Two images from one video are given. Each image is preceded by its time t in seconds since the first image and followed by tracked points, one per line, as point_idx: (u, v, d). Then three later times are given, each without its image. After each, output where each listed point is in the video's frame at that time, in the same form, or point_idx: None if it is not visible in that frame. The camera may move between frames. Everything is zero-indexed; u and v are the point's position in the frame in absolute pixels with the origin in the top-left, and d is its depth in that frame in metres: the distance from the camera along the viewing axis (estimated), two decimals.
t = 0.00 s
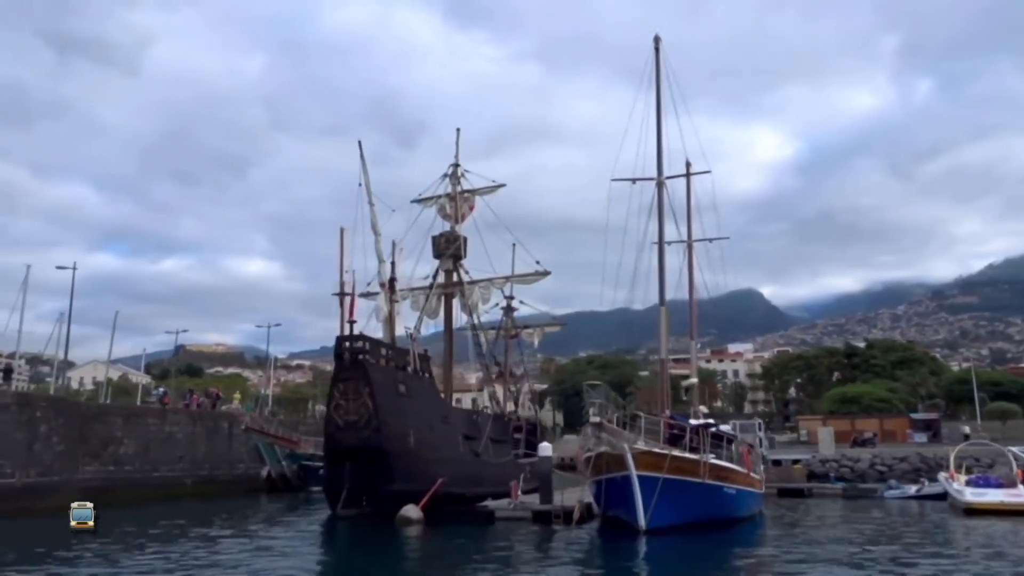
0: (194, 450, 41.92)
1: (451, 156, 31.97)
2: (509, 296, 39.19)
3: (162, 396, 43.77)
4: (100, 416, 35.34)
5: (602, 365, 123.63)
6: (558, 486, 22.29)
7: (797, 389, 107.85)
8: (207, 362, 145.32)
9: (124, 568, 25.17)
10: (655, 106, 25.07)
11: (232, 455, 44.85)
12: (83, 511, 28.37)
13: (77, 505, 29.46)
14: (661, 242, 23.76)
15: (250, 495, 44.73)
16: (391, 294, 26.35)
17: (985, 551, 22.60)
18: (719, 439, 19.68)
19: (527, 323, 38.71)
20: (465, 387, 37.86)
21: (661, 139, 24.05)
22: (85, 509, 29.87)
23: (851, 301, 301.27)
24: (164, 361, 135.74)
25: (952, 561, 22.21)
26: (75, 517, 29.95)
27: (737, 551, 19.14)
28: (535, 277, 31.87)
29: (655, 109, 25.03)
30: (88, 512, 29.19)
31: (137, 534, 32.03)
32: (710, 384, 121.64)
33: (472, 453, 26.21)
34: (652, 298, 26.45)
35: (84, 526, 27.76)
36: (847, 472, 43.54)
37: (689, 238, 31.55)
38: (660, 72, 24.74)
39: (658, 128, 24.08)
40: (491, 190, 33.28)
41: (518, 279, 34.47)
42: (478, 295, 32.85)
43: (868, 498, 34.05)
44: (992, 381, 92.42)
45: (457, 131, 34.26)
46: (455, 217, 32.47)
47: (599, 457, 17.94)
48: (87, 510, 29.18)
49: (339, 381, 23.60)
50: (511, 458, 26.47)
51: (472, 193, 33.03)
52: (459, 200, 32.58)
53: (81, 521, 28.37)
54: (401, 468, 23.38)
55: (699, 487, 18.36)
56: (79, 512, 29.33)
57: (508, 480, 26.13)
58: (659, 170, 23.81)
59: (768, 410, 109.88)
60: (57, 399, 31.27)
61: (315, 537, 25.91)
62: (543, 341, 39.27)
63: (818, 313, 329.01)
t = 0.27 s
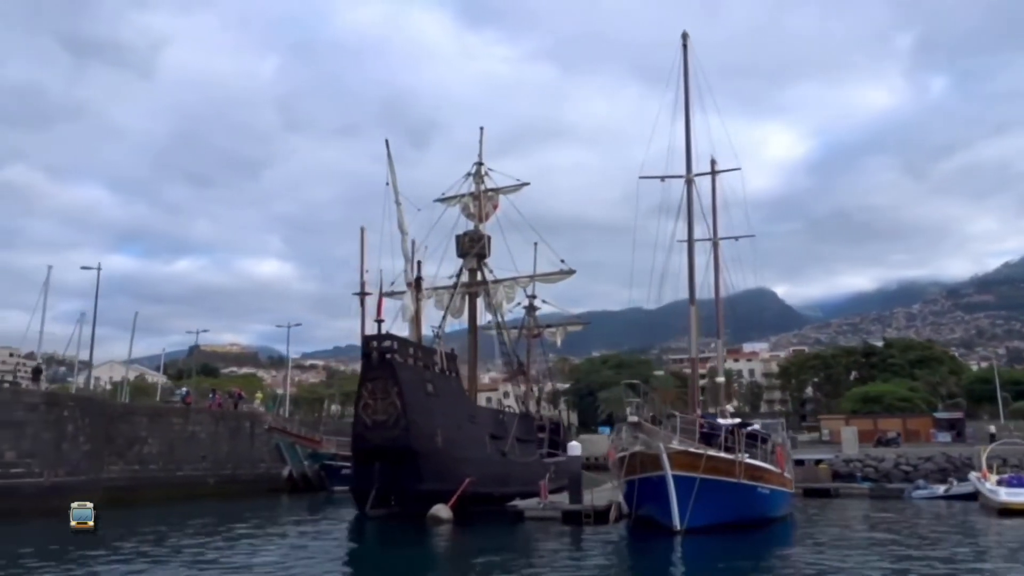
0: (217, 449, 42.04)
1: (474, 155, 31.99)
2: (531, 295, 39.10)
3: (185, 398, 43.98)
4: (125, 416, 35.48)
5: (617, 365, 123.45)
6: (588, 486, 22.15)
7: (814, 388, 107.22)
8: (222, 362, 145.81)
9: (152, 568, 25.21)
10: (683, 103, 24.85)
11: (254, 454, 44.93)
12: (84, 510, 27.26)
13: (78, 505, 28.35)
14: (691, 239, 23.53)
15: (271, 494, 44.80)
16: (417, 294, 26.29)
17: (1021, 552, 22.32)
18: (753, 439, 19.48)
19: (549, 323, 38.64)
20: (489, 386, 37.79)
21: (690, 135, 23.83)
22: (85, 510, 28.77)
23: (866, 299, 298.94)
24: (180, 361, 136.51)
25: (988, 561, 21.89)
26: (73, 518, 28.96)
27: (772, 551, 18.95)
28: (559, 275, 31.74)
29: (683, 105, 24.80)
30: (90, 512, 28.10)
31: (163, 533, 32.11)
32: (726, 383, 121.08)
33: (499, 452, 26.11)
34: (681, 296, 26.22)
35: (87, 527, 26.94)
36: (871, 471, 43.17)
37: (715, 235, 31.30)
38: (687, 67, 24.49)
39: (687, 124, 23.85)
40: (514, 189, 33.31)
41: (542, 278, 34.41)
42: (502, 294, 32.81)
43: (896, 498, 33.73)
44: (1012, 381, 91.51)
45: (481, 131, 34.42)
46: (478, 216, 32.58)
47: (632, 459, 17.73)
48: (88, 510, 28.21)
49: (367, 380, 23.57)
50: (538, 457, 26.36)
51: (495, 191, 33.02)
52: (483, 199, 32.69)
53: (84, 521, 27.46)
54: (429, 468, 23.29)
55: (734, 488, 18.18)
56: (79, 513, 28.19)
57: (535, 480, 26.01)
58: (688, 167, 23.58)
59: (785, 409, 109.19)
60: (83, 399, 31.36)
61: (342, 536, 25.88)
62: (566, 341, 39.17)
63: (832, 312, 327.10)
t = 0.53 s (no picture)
0: (233, 449, 42.09)
1: (491, 154, 31.98)
2: (547, 294, 39.04)
3: (202, 397, 44.21)
4: (142, 416, 35.54)
5: (627, 364, 123.32)
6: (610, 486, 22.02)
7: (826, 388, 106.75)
8: (230, 362, 146.13)
9: (172, 567, 25.23)
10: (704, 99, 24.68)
11: (269, 454, 45.01)
12: (83, 510, 26.61)
13: (75, 504, 27.45)
14: (713, 237, 23.36)
15: (287, 494, 44.86)
16: (436, 293, 26.24)
17: None
18: (779, 439, 19.32)
19: (565, 322, 38.56)
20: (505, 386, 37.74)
21: (711, 132, 23.65)
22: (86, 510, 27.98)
23: (876, 298, 297.49)
24: (190, 361, 136.88)
25: (1014, 561, 21.71)
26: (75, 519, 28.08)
27: (798, 552, 18.80)
28: (577, 274, 31.67)
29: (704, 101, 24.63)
30: (89, 512, 27.23)
31: (181, 533, 32.13)
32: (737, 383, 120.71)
33: (519, 452, 26.00)
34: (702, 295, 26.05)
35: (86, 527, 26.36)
36: (889, 471, 42.90)
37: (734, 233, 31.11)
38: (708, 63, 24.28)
39: (708, 121, 23.67)
40: (531, 187, 33.24)
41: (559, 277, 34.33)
42: (520, 293, 32.76)
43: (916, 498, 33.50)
44: None
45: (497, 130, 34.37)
46: (495, 215, 32.53)
47: (658, 458, 17.57)
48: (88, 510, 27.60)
49: (387, 379, 23.51)
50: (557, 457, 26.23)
51: (512, 189, 33.00)
52: (499, 198, 32.63)
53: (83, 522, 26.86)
54: (450, 468, 23.19)
55: (761, 488, 18.03)
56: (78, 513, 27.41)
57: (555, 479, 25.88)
58: (710, 164, 23.40)
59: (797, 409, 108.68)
60: (101, 398, 31.43)
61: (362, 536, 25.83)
62: (582, 340, 39.09)
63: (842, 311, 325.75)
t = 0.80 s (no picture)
0: (252, 447, 42.10)
1: (512, 151, 31.89)
2: (566, 292, 38.92)
3: (220, 396, 44.23)
4: (163, 414, 35.59)
5: (639, 363, 123.06)
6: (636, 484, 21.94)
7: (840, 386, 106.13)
8: (242, 361, 146.57)
9: (197, 566, 25.20)
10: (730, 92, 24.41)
11: (287, 453, 45.05)
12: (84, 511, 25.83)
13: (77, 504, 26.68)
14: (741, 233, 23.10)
15: (305, 492, 44.86)
16: (459, 291, 26.12)
17: None
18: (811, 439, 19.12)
19: (585, 320, 38.42)
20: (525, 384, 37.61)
21: (738, 128, 23.40)
22: (86, 510, 27.18)
23: (889, 296, 295.86)
24: (203, 360, 137.25)
25: None
26: (76, 519, 27.33)
27: (830, 551, 18.60)
28: (599, 271, 31.50)
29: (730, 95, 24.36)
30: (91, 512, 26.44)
31: (202, 532, 32.13)
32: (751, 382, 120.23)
33: (543, 451, 25.87)
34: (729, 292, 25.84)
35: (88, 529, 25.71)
36: (910, 470, 42.56)
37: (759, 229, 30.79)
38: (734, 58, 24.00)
39: (734, 116, 23.43)
40: (552, 184, 33.15)
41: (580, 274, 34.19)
42: (541, 290, 32.64)
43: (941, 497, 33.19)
44: None
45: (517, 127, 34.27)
46: (516, 213, 32.44)
47: (690, 457, 17.40)
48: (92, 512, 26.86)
49: (412, 378, 23.43)
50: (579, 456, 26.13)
51: (533, 187, 32.91)
52: (520, 195, 32.54)
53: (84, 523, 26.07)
54: (476, 466, 23.07)
55: (794, 488, 17.81)
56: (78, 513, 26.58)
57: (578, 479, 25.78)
58: (737, 159, 23.15)
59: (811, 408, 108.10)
60: (124, 396, 31.49)
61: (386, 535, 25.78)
62: (602, 338, 38.95)
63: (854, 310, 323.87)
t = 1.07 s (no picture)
0: (272, 446, 42.14)
1: (533, 149, 31.78)
2: (586, 291, 38.79)
3: (238, 395, 44.54)
4: (184, 412, 35.65)
5: (652, 362, 122.67)
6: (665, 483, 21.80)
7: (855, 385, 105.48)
8: (254, 359, 146.93)
9: (221, 565, 25.16)
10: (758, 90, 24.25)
11: (306, 451, 45.04)
12: (83, 510, 24.99)
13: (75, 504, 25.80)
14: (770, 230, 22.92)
15: (324, 491, 44.84)
16: (484, 289, 26.02)
17: None
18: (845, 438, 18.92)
19: (605, 319, 38.26)
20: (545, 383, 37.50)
21: (766, 124, 23.23)
22: (87, 510, 26.41)
23: (902, 295, 294.14)
24: (215, 359, 137.57)
25: None
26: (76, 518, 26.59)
27: (863, 552, 18.39)
28: (621, 269, 31.34)
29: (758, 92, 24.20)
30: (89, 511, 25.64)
31: (224, 531, 32.12)
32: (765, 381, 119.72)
33: (568, 450, 25.73)
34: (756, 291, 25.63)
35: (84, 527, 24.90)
36: (933, 469, 42.24)
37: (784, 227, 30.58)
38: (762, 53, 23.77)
39: (762, 113, 23.25)
40: (573, 182, 33.05)
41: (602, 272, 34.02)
42: (563, 289, 32.48)
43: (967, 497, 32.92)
44: None
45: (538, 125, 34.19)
46: (538, 211, 32.35)
47: (724, 455, 17.22)
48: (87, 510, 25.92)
49: (438, 377, 23.33)
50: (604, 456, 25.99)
51: (555, 185, 32.80)
52: (542, 193, 32.44)
53: (83, 522, 25.30)
54: (502, 466, 22.94)
55: (829, 488, 17.60)
56: (78, 513, 25.84)
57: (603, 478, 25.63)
58: (766, 156, 22.98)
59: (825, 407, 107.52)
60: (146, 395, 31.51)
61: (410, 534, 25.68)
62: (622, 337, 38.79)
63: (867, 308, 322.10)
